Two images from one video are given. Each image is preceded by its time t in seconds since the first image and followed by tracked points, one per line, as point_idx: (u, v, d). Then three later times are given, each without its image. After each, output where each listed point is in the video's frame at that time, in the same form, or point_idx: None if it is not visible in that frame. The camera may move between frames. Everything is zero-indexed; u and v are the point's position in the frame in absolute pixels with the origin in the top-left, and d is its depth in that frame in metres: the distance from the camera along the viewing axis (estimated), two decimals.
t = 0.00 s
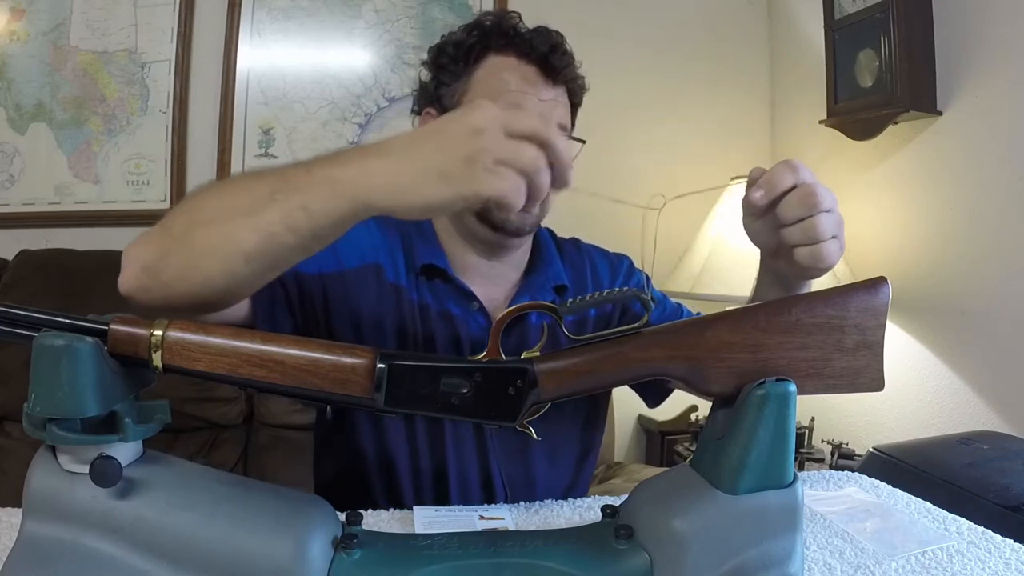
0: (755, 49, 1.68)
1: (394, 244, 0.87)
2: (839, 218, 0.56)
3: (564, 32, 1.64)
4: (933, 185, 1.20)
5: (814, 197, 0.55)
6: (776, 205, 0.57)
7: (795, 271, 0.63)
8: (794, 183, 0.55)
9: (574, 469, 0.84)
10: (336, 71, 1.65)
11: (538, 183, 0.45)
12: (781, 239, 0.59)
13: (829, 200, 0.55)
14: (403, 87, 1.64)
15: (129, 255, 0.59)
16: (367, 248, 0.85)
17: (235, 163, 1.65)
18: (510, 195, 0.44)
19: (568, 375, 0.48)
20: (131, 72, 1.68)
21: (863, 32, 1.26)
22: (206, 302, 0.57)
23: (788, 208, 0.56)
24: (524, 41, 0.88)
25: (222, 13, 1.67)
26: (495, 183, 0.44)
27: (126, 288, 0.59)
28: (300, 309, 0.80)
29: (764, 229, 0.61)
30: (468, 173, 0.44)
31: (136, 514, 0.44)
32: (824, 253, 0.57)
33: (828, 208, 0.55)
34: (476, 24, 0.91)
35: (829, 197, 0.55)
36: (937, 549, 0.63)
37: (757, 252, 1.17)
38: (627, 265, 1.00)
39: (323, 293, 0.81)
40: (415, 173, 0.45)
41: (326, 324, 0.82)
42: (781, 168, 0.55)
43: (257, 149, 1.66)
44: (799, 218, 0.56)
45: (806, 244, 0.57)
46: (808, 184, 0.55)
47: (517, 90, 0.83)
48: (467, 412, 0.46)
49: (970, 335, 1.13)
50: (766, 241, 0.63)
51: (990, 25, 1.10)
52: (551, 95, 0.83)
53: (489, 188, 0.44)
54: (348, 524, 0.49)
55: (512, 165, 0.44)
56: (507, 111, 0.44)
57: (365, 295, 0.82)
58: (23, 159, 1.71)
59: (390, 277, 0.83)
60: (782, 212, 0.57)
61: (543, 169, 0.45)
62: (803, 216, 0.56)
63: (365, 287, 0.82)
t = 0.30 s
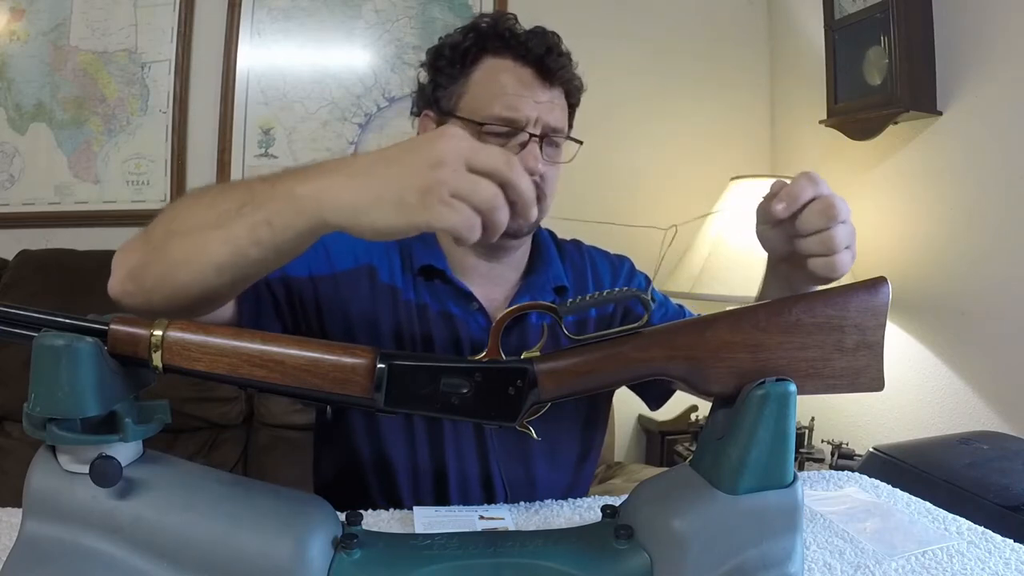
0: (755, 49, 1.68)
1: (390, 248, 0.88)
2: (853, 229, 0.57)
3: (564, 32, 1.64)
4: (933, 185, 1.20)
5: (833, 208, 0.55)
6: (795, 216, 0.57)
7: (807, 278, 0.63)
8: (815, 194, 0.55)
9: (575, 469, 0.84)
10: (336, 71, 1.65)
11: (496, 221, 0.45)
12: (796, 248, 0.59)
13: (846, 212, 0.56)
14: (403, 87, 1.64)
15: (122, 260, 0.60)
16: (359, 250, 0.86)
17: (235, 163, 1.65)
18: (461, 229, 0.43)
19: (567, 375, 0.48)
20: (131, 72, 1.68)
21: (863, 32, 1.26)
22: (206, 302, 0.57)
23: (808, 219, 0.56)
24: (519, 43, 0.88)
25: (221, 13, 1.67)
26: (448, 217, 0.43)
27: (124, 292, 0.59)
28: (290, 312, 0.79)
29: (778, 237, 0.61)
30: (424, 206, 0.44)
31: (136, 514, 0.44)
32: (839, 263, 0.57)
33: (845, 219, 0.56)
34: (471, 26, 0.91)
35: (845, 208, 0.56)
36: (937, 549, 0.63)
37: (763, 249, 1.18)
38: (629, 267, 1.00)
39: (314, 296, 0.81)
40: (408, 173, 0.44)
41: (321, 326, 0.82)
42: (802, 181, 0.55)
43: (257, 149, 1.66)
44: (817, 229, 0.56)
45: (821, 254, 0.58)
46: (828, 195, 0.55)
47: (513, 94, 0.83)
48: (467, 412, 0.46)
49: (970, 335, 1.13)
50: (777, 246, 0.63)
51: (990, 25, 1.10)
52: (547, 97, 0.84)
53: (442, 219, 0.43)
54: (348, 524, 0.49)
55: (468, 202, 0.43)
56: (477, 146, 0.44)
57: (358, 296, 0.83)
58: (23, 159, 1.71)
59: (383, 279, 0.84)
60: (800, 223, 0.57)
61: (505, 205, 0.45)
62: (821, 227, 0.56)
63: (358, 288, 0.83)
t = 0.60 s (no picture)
0: (755, 49, 1.68)
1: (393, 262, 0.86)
2: (864, 234, 0.59)
3: (564, 32, 1.65)
4: (933, 185, 1.20)
5: (846, 213, 0.56)
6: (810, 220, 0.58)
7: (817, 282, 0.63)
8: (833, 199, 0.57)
9: (575, 469, 0.84)
10: (336, 72, 1.65)
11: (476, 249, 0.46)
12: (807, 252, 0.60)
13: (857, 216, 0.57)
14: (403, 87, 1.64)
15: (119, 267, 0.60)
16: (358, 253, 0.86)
17: (235, 163, 1.65)
18: (440, 258, 0.45)
19: (567, 375, 0.48)
20: (131, 72, 1.68)
21: (863, 32, 1.26)
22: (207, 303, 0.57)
23: (822, 223, 0.57)
24: (518, 44, 0.88)
25: (222, 13, 1.67)
26: (428, 245, 0.44)
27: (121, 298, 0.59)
28: (286, 319, 0.80)
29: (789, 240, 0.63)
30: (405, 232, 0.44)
31: (136, 514, 0.44)
32: (849, 268, 0.59)
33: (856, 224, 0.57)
34: (469, 27, 0.91)
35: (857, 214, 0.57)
36: (937, 549, 0.63)
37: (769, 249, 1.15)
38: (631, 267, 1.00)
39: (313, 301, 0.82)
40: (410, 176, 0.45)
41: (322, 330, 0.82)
42: (819, 184, 0.57)
43: (257, 149, 1.66)
44: (830, 234, 0.58)
45: (831, 258, 0.59)
46: (842, 200, 0.57)
47: (512, 95, 0.84)
48: (467, 412, 0.46)
49: (969, 334, 1.13)
50: (788, 249, 0.64)
51: (990, 25, 1.10)
52: (545, 99, 0.84)
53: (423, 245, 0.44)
54: (348, 524, 0.49)
55: (448, 231, 0.45)
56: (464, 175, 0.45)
57: (356, 298, 0.83)
58: (23, 159, 1.71)
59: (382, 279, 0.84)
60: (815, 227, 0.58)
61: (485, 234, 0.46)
62: (834, 231, 0.57)
63: (356, 290, 0.83)
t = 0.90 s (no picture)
0: (755, 49, 1.68)
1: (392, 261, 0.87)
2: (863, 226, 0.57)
3: (564, 32, 1.65)
4: (933, 185, 1.20)
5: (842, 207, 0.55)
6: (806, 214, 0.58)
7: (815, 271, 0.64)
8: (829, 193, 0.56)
9: (575, 469, 0.83)
10: (336, 72, 1.65)
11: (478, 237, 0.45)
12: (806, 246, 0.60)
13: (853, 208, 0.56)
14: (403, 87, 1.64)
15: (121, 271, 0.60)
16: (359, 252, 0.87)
17: (235, 162, 1.65)
18: (445, 239, 0.44)
19: (568, 375, 0.48)
20: (131, 72, 1.68)
21: (863, 31, 1.26)
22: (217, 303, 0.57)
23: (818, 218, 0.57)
24: (517, 45, 0.88)
25: (221, 13, 1.66)
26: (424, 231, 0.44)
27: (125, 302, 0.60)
28: (284, 320, 0.81)
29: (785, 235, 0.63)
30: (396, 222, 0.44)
31: (136, 514, 0.44)
32: (847, 261, 0.58)
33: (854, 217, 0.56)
34: (468, 28, 0.91)
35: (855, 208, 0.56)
36: (937, 549, 0.63)
37: (768, 244, 1.19)
38: (631, 266, 1.00)
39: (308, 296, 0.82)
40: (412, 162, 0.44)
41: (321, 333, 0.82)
42: (815, 180, 0.56)
43: (257, 149, 1.66)
44: (826, 228, 0.57)
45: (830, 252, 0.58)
46: (838, 195, 0.56)
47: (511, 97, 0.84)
48: (467, 412, 0.46)
49: (970, 334, 1.13)
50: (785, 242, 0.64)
51: (989, 25, 1.10)
52: (545, 100, 0.84)
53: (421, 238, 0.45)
54: (348, 524, 0.49)
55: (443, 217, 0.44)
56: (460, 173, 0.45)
57: (353, 297, 0.83)
58: (23, 159, 1.71)
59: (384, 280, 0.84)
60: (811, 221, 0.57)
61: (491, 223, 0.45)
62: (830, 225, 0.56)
63: (354, 291, 0.84)
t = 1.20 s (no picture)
0: (755, 49, 1.68)
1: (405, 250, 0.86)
2: (838, 190, 0.55)
3: (564, 32, 1.65)
4: (933, 185, 1.20)
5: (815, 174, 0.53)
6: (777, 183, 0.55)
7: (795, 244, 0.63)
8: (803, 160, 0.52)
9: (573, 468, 0.84)
10: (336, 71, 1.65)
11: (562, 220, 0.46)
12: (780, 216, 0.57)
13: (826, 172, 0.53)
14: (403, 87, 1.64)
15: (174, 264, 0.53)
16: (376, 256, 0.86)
17: (235, 162, 1.65)
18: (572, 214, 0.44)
19: (567, 375, 0.48)
20: (131, 72, 1.68)
21: (863, 31, 1.27)
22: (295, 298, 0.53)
23: (790, 188, 0.54)
24: (515, 47, 0.89)
25: (221, 13, 1.67)
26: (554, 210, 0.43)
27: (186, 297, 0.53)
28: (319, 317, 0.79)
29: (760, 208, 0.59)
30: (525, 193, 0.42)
31: (136, 514, 0.44)
32: (826, 228, 0.56)
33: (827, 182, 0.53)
34: (466, 30, 0.93)
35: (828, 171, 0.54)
36: (937, 549, 0.63)
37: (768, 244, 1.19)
38: (624, 261, 1.01)
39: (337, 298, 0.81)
40: (513, 135, 0.45)
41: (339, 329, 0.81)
42: (785, 148, 0.52)
43: (257, 149, 1.66)
44: (800, 197, 0.54)
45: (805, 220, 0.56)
46: (811, 161, 0.52)
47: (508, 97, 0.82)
48: (467, 412, 0.46)
49: (970, 335, 1.13)
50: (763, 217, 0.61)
51: (990, 25, 1.10)
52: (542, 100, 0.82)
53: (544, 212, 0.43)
54: (348, 524, 0.49)
55: (574, 193, 0.44)
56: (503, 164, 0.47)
57: (372, 299, 0.83)
58: (22, 159, 1.71)
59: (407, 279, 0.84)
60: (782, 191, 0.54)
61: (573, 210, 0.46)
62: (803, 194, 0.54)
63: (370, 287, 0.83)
